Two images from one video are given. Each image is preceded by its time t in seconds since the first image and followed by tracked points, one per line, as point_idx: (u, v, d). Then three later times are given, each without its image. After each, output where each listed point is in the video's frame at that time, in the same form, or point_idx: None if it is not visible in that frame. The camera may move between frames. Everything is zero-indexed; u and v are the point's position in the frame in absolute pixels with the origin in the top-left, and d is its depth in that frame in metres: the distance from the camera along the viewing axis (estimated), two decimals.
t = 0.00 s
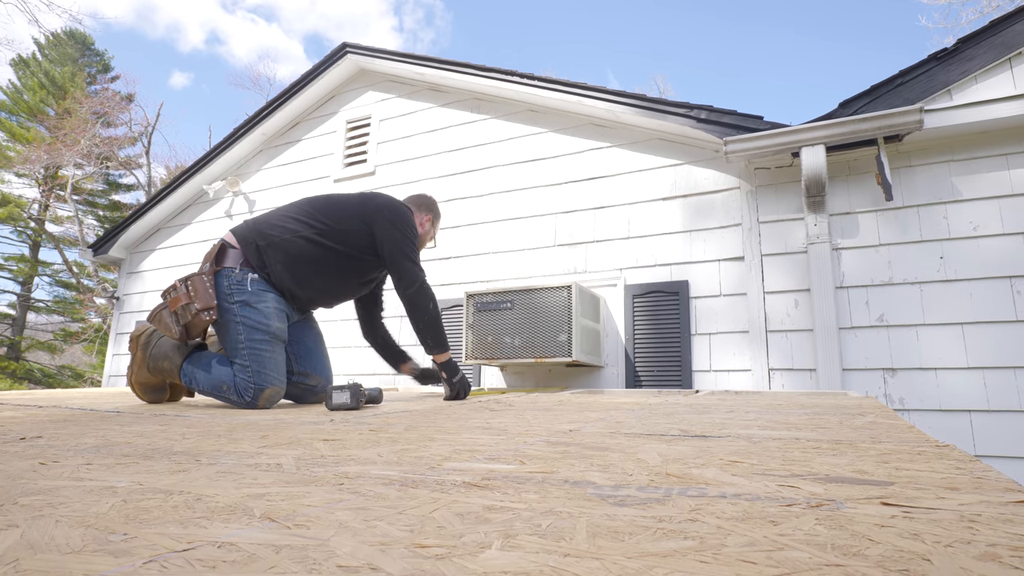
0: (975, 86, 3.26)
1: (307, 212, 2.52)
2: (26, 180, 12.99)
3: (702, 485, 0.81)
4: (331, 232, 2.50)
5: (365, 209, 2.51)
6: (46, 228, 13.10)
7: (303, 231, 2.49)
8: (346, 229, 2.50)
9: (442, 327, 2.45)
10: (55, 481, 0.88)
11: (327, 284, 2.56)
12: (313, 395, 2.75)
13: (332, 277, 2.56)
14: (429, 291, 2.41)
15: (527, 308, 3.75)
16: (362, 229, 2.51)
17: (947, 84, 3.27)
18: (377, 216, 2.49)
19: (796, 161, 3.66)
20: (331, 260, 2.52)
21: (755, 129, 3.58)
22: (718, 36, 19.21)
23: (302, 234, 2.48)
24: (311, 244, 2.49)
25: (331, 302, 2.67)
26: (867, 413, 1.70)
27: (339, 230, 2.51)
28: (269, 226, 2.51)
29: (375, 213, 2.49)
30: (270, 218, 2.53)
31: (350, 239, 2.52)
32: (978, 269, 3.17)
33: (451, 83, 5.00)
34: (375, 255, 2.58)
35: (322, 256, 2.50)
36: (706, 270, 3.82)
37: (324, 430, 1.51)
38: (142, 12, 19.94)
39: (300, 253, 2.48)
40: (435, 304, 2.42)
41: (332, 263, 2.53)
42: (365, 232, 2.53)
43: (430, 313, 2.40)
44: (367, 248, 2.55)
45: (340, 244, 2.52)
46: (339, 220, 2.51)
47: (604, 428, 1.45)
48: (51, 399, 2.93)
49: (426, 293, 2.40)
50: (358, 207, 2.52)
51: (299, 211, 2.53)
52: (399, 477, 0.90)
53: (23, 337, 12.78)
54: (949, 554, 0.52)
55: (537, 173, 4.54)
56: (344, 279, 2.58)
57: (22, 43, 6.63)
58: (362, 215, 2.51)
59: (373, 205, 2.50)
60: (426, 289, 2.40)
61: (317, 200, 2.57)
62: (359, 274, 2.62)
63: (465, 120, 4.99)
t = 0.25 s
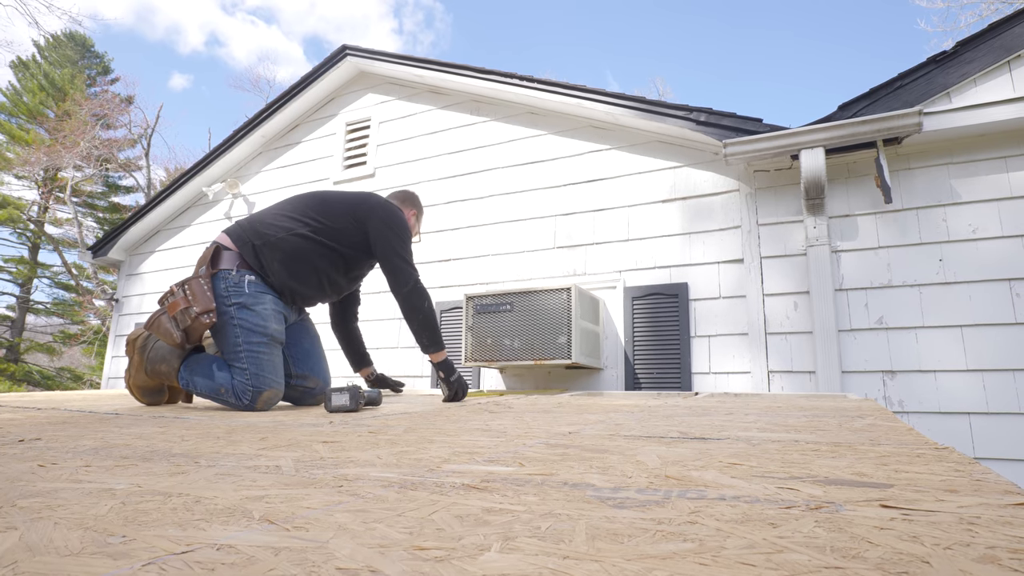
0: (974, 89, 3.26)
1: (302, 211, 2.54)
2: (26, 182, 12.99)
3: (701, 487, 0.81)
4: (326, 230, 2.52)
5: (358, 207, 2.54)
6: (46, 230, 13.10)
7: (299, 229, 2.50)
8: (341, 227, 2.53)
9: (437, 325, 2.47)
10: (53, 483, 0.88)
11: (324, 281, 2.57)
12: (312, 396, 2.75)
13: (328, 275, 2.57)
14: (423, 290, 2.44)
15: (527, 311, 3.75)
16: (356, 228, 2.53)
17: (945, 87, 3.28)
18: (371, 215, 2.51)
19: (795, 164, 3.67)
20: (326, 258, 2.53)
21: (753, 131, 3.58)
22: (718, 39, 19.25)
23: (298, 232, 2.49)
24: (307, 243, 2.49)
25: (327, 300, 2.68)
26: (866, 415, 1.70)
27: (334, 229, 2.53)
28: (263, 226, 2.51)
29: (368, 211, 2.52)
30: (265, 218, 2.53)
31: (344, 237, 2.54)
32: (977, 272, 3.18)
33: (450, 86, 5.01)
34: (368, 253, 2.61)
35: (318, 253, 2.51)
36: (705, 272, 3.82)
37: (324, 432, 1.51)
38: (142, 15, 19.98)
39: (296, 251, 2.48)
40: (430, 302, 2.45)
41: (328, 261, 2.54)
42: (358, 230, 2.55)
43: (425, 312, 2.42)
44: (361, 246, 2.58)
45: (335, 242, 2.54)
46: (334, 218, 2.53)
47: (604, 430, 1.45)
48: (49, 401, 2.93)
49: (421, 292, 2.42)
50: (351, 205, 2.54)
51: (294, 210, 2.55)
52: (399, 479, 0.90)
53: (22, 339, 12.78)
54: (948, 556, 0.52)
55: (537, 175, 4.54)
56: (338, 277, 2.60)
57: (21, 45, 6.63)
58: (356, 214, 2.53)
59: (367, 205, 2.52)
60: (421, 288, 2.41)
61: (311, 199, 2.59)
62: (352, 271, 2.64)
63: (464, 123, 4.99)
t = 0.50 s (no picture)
0: (973, 91, 3.27)
1: (299, 214, 2.58)
2: (24, 184, 12.97)
3: (701, 489, 0.81)
4: (324, 233, 2.57)
5: (354, 212, 2.63)
6: (45, 231, 13.09)
7: (298, 232, 2.53)
8: (338, 231, 2.60)
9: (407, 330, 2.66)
10: (52, 485, 0.88)
11: (322, 284, 2.60)
12: (311, 397, 2.75)
13: (327, 277, 2.60)
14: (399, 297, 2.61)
15: (527, 312, 3.74)
16: (351, 231, 2.62)
17: (944, 89, 3.29)
18: (366, 218, 2.62)
19: (794, 165, 3.68)
20: (325, 261, 2.57)
21: (753, 133, 3.59)
22: (717, 40, 19.29)
23: (297, 235, 2.52)
24: (306, 245, 2.52)
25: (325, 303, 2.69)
26: (866, 417, 1.70)
27: (331, 232, 2.59)
28: (263, 229, 2.52)
29: (364, 216, 2.62)
30: (264, 221, 2.54)
31: (340, 241, 2.61)
32: (976, 274, 3.18)
33: (449, 87, 5.01)
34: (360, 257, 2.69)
35: (317, 255, 2.55)
36: (704, 273, 3.82)
37: (323, 434, 1.50)
38: (142, 16, 20.00)
39: (296, 253, 2.50)
40: (402, 309, 2.64)
41: (326, 264, 2.58)
42: (352, 234, 2.63)
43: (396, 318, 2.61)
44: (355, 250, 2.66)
45: (332, 245, 2.59)
46: (331, 222, 2.60)
47: (603, 431, 1.45)
48: (48, 403, 2.93)
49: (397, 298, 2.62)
50: (347, 210, 2.62)
51: (291, 213, 2.58)
52: (398, 481, 0.90)
53: (21, 341, 12.76)
54: (948, 558, 0.52)
55: (536, 176, 4.55)
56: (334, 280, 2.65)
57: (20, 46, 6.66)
58: (352, 217, 2.63)
59: (361, 208, 2.63)
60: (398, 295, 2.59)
61: (307, 203, 2.63)
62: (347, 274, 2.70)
63: (464, 124, 5.00)
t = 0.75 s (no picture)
0: (972, 92, 3.27)
1: (299, 218, 2.57)
2: (23, 185, 12.93)
3: (701, 490, 0.81)
4: (324, 238, 2.58)
5: (354, 219, 2.62)
6: (44, 232, 13.08)
7: (298, 236, 2.53)
8: (337, 237, 2.60)
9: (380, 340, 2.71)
10: (51, 486, 0.88)
11: (321, 288, 2.61)
12: (310, 399, 2.75)
13: (326, 282, 2.62)
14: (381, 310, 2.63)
15: (527, 314, 3.75)
16: (350, 236, 2.62)
17: (943, 91, 3.29)
18: (366, 225, 2.61)
19: (793, 166, 3.68)
20: (324, 265, 2.59)
21: (752, 134, 3.60)
22: (717, 42, 19.32)
23: (297, 239, 2.52)
24: (306, 249, 2.53)
25: (322, 306, 2.71)
26: (865, 418, 1.70)
27: (331, 237, 2.59)
28: (263, 232, 2.52)
29: (364, 224, 2.61)
30: (264, 224, 2.54)
31: (339, 246, 2.61)
32: (974, 275, 3.18)
33: (449, 89, 5.02)
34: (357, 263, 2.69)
35: (317, 260, 2.56)
36: (704, 274, 3.83)
37: (322, 435, 1.50)
38: (142, 17, 20.02)
39: (296, 258, 2.51)
40: (382, 322, 2.65)
41: (325, 269, 2.59)
42: (351, 240, 2.63)
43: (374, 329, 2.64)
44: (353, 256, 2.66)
45: (331, 250, 2.60)
46: (332, 226, 2.59)
47: (603, 433, 1.45)
48: (46, 404, 2.92)
49: (376, 312, 2.63)
50: (348, 216, 2.62)
51: (291, 217, 2.57)
52: (397, 482, 0.90)
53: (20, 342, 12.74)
54: (946, 559, 0.52)
55: (535, 177, 4.55)
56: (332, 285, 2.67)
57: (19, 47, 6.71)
58: (351, 222, 2.62)
59: (362, 214, 2.62)
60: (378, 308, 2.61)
61: (308, 206, 2.63)
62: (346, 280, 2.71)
63: (463, 125, 5.00)
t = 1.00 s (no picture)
0: (971, 93, 3.27)
1: (302, 221, 2.57)
2: (23, 186, 12.89)
3: (700, 491, 0.81)
4: (326, 241, 2.58)
5: (357, 222, 2.62)
6: (44, 233, 13.07)
7: (301, 239, 2.53)
8: (339, 239, 2.60)
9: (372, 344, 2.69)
10: (51, 488, 0.88)
11: (322, 291, 2.61)
12: (310, 399, 2.75)
13: (327, 285, 2.61)
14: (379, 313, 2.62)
15: (526, 315, 3.75)
16: (353, 240, 2.63)
17: (942, 92, 3.30)
18: (369, 229, 2.61)
19: (792, 167, 3.69)
20: (326, 268, 2.59)
21: (751, 135, 3.60)
22: (716, 43, 19.34)
23: (300, 242, 2.52)
24: (309, 252, 2.54)
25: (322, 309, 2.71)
26: (864, 419, 1.70)
27: (333, 240, 2.60)
28: (266, 234, 2.52)
29: (366, 227, 2.62)
30: (266, 226, 2.53)
31: (341, 248, 2.61)
32: (974, 276, 3.19)
33: (448, 90, 5.02)
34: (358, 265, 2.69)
35: (319, 263, 2.56)
36: (703, 275, 3.83)
37: (322, 436, 1.50)
38: (141, 18, 20.02)
39: (299, 260, 2.51)
40: (378, 325, 2.64)
41: (327, 271, 2.59)
42: (353, 243, 2.64)
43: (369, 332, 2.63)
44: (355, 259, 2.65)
45: (333, 253, 2.61)
46: (335, 230, 2.60)
47: (602, 434, 1.45)
48: (46, 405, 2.92)
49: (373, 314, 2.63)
50: (350, 220, 2.62)
51: (294, 219, 2.57)
52: (397, 483, 0.90)
53: (19, 343, 12.72)
54: (946, 560, 0.52)
55: (535, 178, 4.55)
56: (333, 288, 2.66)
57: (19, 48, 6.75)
58: (354, 226, 2.63)
59: (364, 218, 2.63)
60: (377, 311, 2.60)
61: (310, 209, 2.63)
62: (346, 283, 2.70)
63: (463, 126, 5.00)
